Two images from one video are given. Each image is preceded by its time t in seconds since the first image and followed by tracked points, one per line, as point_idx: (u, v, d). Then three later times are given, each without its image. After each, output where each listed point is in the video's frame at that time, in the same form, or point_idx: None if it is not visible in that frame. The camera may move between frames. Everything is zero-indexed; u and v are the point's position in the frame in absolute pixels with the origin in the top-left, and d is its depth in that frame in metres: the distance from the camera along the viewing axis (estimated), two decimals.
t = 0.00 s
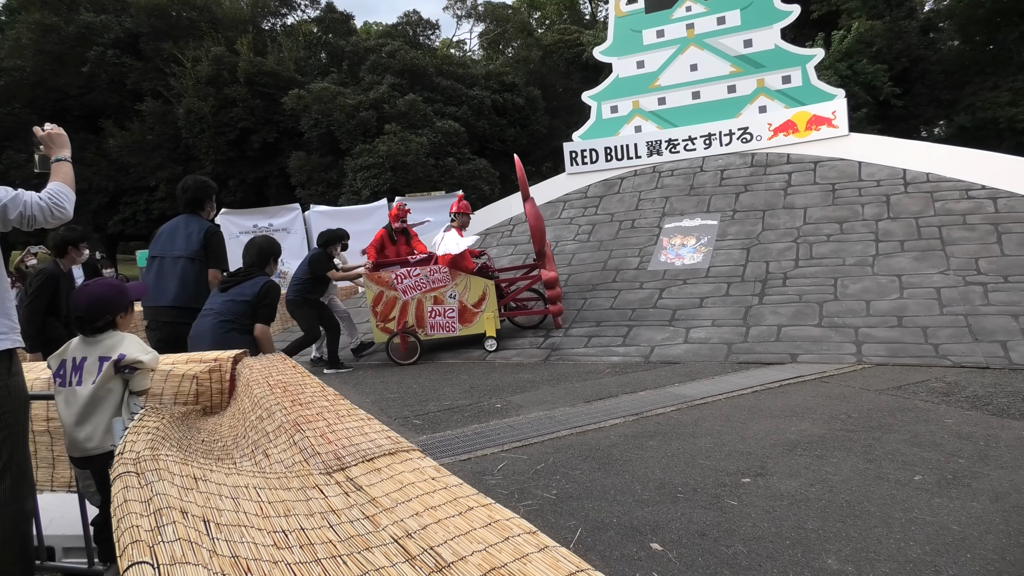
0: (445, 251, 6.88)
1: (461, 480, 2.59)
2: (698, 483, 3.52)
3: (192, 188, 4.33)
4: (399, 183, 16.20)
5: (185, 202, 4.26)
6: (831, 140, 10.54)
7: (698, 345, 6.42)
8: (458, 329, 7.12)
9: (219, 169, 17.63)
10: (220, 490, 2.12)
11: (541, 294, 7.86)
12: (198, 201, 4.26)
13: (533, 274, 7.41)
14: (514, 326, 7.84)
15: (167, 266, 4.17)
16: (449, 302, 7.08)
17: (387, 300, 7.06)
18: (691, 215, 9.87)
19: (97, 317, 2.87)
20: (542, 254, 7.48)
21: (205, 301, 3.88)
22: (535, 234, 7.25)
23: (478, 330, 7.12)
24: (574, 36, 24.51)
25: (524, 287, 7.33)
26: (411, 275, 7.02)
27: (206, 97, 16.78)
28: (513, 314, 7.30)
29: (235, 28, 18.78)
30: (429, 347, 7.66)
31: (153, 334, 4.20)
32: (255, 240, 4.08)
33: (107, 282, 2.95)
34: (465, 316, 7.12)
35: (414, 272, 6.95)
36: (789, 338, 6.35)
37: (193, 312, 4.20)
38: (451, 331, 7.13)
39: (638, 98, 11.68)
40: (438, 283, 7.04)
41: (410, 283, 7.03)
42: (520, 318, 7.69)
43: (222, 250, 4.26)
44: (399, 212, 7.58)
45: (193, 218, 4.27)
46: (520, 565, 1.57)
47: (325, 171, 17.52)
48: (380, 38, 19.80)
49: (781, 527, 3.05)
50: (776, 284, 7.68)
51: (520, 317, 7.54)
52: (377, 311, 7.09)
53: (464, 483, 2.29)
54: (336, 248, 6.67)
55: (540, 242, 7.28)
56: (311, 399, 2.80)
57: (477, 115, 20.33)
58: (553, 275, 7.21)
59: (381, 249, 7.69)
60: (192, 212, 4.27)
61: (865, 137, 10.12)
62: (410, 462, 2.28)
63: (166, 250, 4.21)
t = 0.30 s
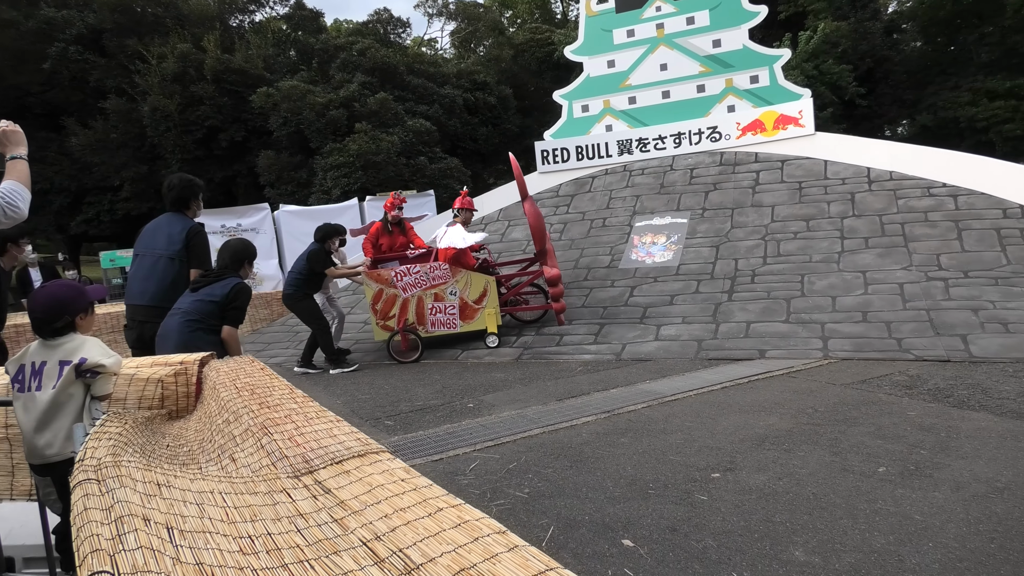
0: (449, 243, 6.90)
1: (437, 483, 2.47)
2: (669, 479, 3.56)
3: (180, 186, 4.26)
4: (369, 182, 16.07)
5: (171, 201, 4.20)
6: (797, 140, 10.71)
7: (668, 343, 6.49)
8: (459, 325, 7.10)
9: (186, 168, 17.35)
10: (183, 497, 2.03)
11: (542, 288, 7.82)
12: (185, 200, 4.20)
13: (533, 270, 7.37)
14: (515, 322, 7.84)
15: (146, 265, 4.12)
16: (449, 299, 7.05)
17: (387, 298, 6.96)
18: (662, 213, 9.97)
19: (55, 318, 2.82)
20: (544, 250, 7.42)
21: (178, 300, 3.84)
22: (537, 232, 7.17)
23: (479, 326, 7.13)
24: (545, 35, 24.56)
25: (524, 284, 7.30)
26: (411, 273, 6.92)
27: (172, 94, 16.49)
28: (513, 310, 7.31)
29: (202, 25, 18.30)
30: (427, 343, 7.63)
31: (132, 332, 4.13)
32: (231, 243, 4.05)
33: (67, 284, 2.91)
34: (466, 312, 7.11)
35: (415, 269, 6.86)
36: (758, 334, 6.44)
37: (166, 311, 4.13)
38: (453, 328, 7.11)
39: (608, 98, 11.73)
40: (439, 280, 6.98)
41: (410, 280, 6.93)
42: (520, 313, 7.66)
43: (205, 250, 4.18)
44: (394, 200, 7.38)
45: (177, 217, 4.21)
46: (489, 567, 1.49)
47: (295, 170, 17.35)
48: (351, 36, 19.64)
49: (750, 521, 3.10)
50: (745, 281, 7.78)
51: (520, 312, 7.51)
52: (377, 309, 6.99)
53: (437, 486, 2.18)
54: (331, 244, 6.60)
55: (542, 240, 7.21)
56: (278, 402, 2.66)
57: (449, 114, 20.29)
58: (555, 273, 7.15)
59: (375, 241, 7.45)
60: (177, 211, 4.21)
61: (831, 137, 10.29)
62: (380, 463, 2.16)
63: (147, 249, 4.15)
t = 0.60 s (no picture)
0: (450, 242, 6.83)
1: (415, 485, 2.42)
2: (646, 479, 3.57)
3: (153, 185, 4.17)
4: (345, 184, 15.95)
5: (142, 201, 4.11)
6: (770, 141, 10.82)
7: (645, 343, 6.53)
8: (457, 323, 7.07)
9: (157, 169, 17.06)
10: (155, 501, 1.97)
11: (541, 286, 7.75)
12: (157, 200, 4.11)
13: (533, 267, 7.33)
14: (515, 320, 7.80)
15: (118, 266, 4.05)
16: (448, 297, 7.02)
17: (385, 296, 6.95)
18: (637, 214, 10.04)
19: (18, 321, 2.75)
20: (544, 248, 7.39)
21: (149, 303, 3.78)
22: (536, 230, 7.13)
23: (478, 324, 7.09)
24: (520, 37, 24.62)
25: (524, 282, 7.24)
26: (410, 272, 6.90)
27: (141, 95, 16.22)
28: (513, 308, 7.25)
29: (171, 24, 18.22)
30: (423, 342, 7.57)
31: (106, 335, 4.08)
32: (205, 245, 3.97)
33: (30, 286, 2.83)
34: (465, 311, 7.08)
35: (413, 266, 6.88)
36: (733, 334, 6.51)
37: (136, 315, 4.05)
38: (451, 326, 7.08)
39: (584, 99, 11.80)
40: (437, 278, 6.95)
41: (408, 279, 6.92)
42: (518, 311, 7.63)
43: (178, 251, 4.10)
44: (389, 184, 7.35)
45: (150, 217, 4.13)
46: (466, 570, 1.48)
47: (268, 171, 17.16)
48: (325, 36, 19.49)
49: (726, 520, 3.12)
50: (719, 281, 7.86)
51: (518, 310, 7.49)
52: (375, 308, 6.98)
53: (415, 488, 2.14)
54: (330, 243, 6.54)
55: (542, 239, 7.18)
56: (253, 404, 2.60)
57: (424, 115, 20.24)
58: (556, 270, 7.09)
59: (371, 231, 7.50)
60: (149, 211, 4.12)
61: (802, 138, 10.43)
62: (357, 466, 2.12)
63: (119, 250, 4.08)
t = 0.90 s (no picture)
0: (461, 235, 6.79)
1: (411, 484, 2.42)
2: (642, 477, 3.57)
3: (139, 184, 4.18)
4: (341, 182, 15.92)
5: (128, 200, 4.12)
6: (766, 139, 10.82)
7: (642, 341, 6.53)
8: (468, 320, 7.06)
9: (152, 168, 17.02)
10: (150, 499, 1.97)
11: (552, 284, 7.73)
12: (144, 199, 4.12)
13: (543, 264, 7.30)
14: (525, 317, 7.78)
15: (104, 267, 4.05)
16: (459, 294, 7.00)
17: (395, 292, 7.04)
18: (634, 213, 10.04)
19: (9, 319, 2.72)
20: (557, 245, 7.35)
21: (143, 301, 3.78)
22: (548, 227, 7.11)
23: (489, 321, 7.06)
24: (517, 35, 24.62)
25: (535, 278, 7.22)
26: (419, 268, 6.93)
27: (137, 94, 16.17)
28: (523, 305, 7.24)
29: (167, 23, 18.17)
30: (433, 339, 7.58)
31: (94, 334, 4.03)
32: (197, 241, 3.97)
33: (19, 283, 2.81)
34: (475, 307, 7.04)
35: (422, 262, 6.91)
36: (730, 332, 6.52)
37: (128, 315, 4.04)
38: (461, 322, 7.07)
39: (580, 98, 11.80)
40: (447, 275, 6.96)
41: (419, 275, 6.97)
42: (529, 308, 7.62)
43: (164, 250, 4.09)
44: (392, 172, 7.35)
45: (135, 216, 4.14)
46: (461, 568, 1.48)
47: (264, 170, 17.13)
48: (321, 35, 19.46)
49: (722, 518, 3.12)
50: (716, 280, 7.86)
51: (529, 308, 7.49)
52: (386, 304, 7.09)
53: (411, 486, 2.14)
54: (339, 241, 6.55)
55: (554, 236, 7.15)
56: (249, 404, 2.58)
57: (420, 114, 20.21)
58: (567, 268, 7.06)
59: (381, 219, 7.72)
60: (134, 210, 4.12)
61: (797, 137, 10.43)
62: (353, 465, 2.11)
63: (106, 250, 4.09)
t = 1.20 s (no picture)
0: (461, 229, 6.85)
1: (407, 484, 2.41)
2: (639, 477, 3.58)
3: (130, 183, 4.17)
4: (337, 182, 15.90)
5: (117, 200, 4.09)
6: (762, 140, 10.85)
7: (638, 341, 6.54)
8: (473, 318, 7.07)
9: (148, 167, 16.98)
10: (145, 498, 1.95)
11: (557, 282, 7.73)
12: (132, 198, 4.09)
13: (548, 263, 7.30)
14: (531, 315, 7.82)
15: (94, 267, 4.04)
16: (464, 293, 7.01)
17: (400, 291, 6.99)
18: (630, 213, 10.05)
19: None
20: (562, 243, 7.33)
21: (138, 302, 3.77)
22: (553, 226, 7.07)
23: (493, 320, 7.07)
24: (513, 35, 24.61)
25: (540, 277, 7.22)
26: (423, 267, 6.91)
27: (132, 93, 16.13)
28: (527, 304, 7.27)
29: (162, 22, 18.13)
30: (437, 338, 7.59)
31: (87, 336, 4.06)
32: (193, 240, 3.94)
33: (9, 282, 2.79)
34: (480, 306, 7.05)
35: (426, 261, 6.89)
36: (726, 332, 6.53)
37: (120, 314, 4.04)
38: (466, 321, 7.07)
39: (577, 98, 11.80)
40: (453, 274, 6.96)
41: (424, 273, 6.94)
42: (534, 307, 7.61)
43: (154, 248, 4.08)
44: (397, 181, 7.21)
45: (125, 215, 4.12)
46: (456, 567, 1.48)
47: (260, 169, 17.10)
48: (317, 34, 19.44)
49: (718, 517, 3.13)
50: (712, 280, 7.87)
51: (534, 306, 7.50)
52: (390, 303, 7.02)
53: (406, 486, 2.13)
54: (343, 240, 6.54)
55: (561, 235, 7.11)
56: (244, 403, 2.58)
57: (417, 113, 20.18)
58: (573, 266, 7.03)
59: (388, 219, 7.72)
60: (123, 209, 4.10)
61: (793, 137, 10.46)
62: (349, 464, 2.11)
63: (95, 250, 4.07)
